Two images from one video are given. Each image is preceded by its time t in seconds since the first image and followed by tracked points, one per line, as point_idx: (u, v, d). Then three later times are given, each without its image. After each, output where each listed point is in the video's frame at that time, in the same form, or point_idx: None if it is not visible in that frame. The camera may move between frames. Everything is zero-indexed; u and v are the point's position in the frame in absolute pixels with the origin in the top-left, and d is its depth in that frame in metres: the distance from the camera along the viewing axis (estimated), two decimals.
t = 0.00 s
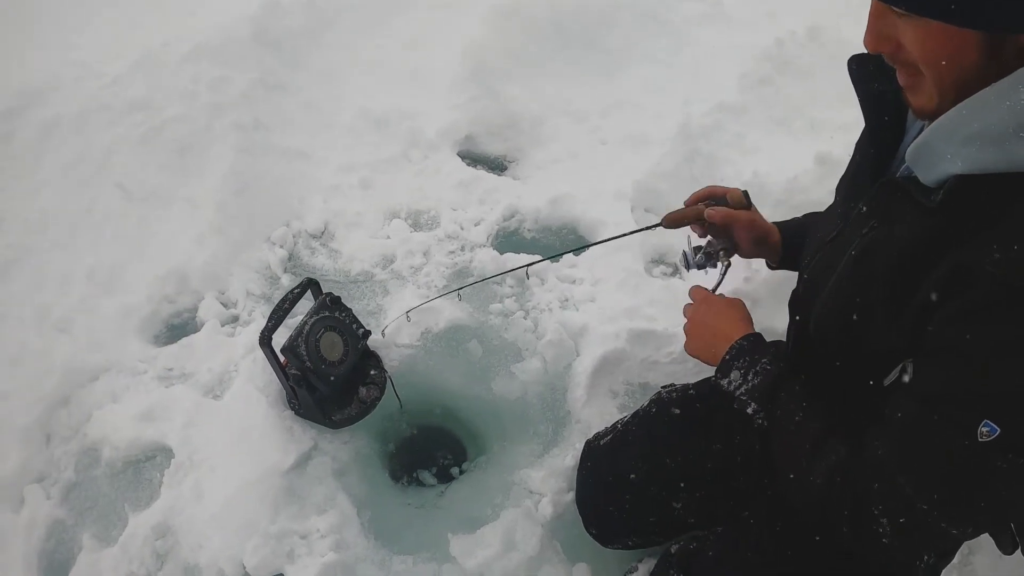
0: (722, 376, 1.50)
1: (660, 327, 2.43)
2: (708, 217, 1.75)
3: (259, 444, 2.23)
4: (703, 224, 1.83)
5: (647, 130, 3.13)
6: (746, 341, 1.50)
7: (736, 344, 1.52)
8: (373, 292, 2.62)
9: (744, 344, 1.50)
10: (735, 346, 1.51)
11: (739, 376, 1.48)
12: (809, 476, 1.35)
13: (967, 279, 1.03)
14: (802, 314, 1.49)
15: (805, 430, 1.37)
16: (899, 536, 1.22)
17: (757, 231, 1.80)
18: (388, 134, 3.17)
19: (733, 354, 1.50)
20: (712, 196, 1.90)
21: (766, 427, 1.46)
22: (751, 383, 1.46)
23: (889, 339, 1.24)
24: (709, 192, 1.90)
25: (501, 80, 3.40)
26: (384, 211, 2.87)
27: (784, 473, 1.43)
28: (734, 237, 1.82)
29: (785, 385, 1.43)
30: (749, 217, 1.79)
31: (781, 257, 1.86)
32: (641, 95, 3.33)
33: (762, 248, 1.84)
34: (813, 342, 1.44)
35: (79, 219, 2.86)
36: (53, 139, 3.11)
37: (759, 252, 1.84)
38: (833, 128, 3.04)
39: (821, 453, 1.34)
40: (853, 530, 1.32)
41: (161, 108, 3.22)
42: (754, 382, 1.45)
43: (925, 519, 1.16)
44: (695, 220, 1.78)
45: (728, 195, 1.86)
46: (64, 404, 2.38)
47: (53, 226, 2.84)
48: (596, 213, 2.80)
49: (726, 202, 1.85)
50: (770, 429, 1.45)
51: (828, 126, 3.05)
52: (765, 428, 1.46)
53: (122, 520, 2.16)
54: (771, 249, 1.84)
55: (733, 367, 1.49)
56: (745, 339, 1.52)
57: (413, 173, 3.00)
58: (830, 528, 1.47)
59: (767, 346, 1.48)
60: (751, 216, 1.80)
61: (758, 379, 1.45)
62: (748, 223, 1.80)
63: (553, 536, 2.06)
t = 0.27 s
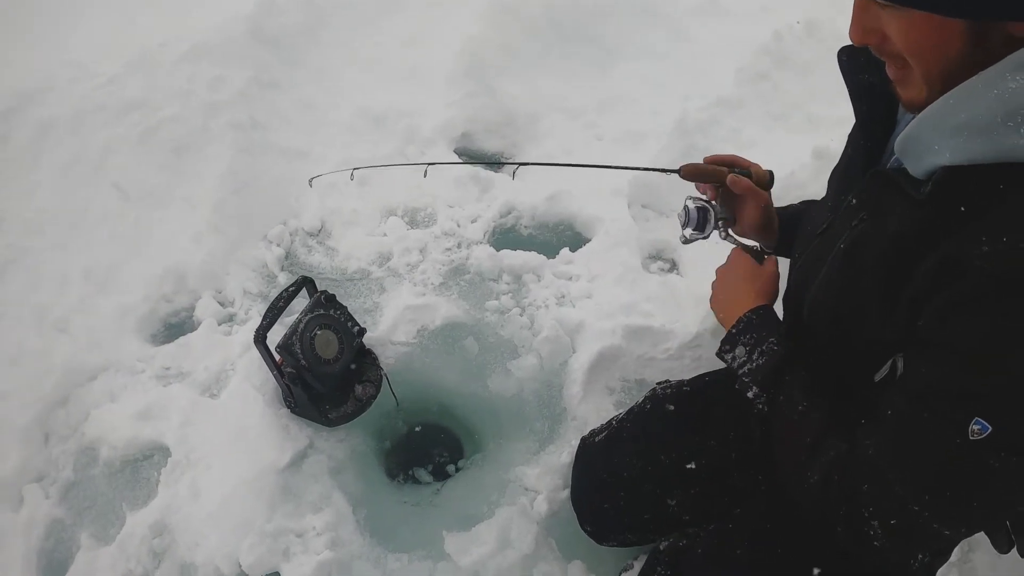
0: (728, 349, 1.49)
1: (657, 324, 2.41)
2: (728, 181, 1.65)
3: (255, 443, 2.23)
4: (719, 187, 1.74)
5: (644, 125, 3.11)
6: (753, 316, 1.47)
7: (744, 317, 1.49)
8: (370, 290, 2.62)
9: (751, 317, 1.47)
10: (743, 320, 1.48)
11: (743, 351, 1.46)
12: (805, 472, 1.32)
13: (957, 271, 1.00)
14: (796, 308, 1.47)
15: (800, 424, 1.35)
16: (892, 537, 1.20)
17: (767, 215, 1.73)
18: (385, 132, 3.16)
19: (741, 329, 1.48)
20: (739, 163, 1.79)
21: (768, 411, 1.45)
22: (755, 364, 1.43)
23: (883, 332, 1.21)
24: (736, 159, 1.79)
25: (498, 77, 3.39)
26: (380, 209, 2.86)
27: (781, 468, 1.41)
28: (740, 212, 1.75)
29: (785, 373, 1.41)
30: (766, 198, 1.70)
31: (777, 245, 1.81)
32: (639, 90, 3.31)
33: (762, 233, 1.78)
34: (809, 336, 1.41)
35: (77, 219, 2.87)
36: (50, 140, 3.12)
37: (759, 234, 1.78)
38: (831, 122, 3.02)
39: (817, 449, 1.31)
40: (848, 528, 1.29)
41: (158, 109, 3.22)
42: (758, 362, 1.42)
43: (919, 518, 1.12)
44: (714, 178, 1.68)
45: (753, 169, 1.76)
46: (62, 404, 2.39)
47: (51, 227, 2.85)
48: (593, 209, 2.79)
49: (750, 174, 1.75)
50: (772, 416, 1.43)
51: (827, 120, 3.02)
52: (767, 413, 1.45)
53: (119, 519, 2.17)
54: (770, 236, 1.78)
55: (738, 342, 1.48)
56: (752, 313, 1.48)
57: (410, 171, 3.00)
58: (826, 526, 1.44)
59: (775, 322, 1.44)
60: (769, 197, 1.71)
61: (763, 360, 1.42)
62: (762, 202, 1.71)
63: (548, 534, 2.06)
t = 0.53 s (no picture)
0: (694, 367, 1.40)
1: (653, 323, 2.40)
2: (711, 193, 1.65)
3: (250, 443, 2.23)
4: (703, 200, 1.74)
5: (642, 123, 3.09)
6: (717, 327, 1.39)
7: (708, 329, 1.40)
8: (366, 289, 2.61)
9: (715, 328, 1.39)
10: (707, 331, 1.39)
11: (712, 366, 1.37)
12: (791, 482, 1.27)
13: (948, 270, 0.96)
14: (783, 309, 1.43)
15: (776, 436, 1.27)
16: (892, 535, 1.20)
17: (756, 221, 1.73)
18: (381, 131, 3.16)
19: (706, 342, 1.38)
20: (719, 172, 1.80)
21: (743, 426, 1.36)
22: (725, 378, 1.35)
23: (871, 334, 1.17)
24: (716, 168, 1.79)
25: (495, 75, 3.38)
26: (376, 208, 2.86)
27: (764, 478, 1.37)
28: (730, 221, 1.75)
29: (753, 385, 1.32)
30: (751, 203, 1.71)
31: (773, 248, 1.80)
32: (636, 87, 3.29)
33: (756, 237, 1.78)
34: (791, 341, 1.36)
35: (75, 219, 2.88)
36: (48, 140, 3.14)
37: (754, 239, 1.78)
38: (830, 119, 3.00)
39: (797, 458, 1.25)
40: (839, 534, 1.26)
41: (155, 108, 3.23)
42: (729, 376, 1.34)
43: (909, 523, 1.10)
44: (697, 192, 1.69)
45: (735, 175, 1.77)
46: (59, 404, 2.40)
47: (49, 227, 2.86)
48: (589, 207, 2.77)
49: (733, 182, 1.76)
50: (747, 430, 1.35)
51: (825, 118, 3.00)
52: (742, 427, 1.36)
53: (115, 518, 2.17)
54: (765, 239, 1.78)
55: (705, 357, 1.38)
56: (717, 322, 1.40)
57: (407, 170, 2.99)
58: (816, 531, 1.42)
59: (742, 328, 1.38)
60: (755, 202, 1.72)
61: (734, 372, 1.33)
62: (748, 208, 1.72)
63: (541, 535, 2.05)
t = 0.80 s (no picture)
0: (692, 369, 1.49)
1: (650, 322, 2.40)
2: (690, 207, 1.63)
3: (246, 440, 2.23)
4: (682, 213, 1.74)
5: (640, 121, 3.09)
6: (716, 330, 1.46)
7: (707, 330, 1.48)
8: (363, 287, 2.61)
9: (716, 331, 1.46)
10: (704, 334, 1.48)
11: (709, 367, 1.45)
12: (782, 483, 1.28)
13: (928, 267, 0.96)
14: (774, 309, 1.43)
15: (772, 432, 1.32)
16: (867, 546, 1.18)
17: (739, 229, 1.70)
18: (378, 129, 3.16)
19: (703, 344, 1.47)
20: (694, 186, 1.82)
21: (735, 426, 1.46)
22: (722, 379, 1.42)
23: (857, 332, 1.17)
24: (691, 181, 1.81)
25: (493, 73, 3.37)
26: (374, 206, 2.86)
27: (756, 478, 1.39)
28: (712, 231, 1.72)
29: (750, 383, 1.40)
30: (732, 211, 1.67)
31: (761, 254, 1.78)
32: (634, 85, 3.29)
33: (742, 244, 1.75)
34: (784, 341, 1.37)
35: (73, 218, 2.89)
36: (46, 140, 3.14)
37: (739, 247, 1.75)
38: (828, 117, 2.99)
39: (789, 457, 1.29)
40: (827, 536, 1.26)
41: (153, 108, 3.23)
42: (724, 376, 1.42)
43: (896, 527, 1.10)
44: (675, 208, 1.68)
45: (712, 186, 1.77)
46: (57, 402, 2.41)
47: (48, 226, 2.87)
48: (587, 205, 2.77)
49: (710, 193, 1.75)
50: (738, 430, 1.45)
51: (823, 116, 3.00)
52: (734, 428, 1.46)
53: (113, 516, 2.18)
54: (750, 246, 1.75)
55: (701, 359, 1.47)
56: (714, 325, 1.47)
57: (404, 168, 2.99)
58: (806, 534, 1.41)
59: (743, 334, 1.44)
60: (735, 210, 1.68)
61: (728, 373, 1.41)
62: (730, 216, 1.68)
63: (537, 534, 2.05)
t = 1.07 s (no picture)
0: (652, 410, 1.38)
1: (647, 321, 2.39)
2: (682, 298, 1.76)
3: (243, 440, 2.23)
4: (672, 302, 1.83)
5: (637, 120, 3.09)
6: (664, 365, 1.35)
7: (655, 368, 1.36)
8: (360, 286, 2.61)
9: (662, 368, 1.35)
10: (654, 372, 1.36)
11: (667, 408, 1.34)
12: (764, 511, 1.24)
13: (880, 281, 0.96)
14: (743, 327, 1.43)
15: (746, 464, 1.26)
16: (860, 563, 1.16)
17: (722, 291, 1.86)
18: (376, 129, 3.16)
19: (658, 382, 1.36)
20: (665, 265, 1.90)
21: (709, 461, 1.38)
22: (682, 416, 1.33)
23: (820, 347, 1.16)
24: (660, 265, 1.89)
25: (490, 72, 3.37)
26: (371, 206, 2.86)
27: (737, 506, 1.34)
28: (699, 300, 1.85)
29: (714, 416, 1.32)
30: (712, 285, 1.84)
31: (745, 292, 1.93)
32: (632, 84, 3.28)
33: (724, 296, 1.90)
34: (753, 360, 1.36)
35: (71, 218, 2.90)
36: (44, 140, 3.15)
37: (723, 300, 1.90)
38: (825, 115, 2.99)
39: (769, 485, 1.24)
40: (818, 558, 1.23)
41: (150, 108, 3.24)
42: (685, 414, 1.32)
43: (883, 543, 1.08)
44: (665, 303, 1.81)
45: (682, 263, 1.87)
46: (55, 403, 2.42)
47: (46, 226, 2.88)
48: (584, 204, 2.76)
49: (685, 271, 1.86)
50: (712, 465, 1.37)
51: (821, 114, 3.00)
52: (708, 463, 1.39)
53: (111, 516, 2.19)
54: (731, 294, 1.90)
55: (660, 399, 1.36)
56: (661, 361, 1.36)
57: (402, 167, 2.99)
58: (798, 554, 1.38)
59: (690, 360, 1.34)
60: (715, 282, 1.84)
61: (689, 410, 1.31)
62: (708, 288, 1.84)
63: (533, 533, 2.05)
